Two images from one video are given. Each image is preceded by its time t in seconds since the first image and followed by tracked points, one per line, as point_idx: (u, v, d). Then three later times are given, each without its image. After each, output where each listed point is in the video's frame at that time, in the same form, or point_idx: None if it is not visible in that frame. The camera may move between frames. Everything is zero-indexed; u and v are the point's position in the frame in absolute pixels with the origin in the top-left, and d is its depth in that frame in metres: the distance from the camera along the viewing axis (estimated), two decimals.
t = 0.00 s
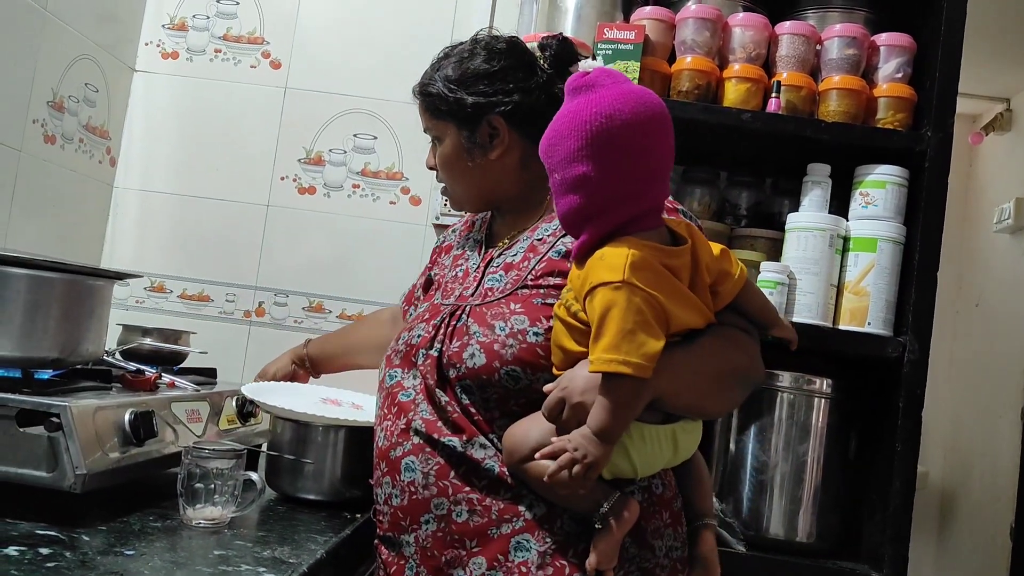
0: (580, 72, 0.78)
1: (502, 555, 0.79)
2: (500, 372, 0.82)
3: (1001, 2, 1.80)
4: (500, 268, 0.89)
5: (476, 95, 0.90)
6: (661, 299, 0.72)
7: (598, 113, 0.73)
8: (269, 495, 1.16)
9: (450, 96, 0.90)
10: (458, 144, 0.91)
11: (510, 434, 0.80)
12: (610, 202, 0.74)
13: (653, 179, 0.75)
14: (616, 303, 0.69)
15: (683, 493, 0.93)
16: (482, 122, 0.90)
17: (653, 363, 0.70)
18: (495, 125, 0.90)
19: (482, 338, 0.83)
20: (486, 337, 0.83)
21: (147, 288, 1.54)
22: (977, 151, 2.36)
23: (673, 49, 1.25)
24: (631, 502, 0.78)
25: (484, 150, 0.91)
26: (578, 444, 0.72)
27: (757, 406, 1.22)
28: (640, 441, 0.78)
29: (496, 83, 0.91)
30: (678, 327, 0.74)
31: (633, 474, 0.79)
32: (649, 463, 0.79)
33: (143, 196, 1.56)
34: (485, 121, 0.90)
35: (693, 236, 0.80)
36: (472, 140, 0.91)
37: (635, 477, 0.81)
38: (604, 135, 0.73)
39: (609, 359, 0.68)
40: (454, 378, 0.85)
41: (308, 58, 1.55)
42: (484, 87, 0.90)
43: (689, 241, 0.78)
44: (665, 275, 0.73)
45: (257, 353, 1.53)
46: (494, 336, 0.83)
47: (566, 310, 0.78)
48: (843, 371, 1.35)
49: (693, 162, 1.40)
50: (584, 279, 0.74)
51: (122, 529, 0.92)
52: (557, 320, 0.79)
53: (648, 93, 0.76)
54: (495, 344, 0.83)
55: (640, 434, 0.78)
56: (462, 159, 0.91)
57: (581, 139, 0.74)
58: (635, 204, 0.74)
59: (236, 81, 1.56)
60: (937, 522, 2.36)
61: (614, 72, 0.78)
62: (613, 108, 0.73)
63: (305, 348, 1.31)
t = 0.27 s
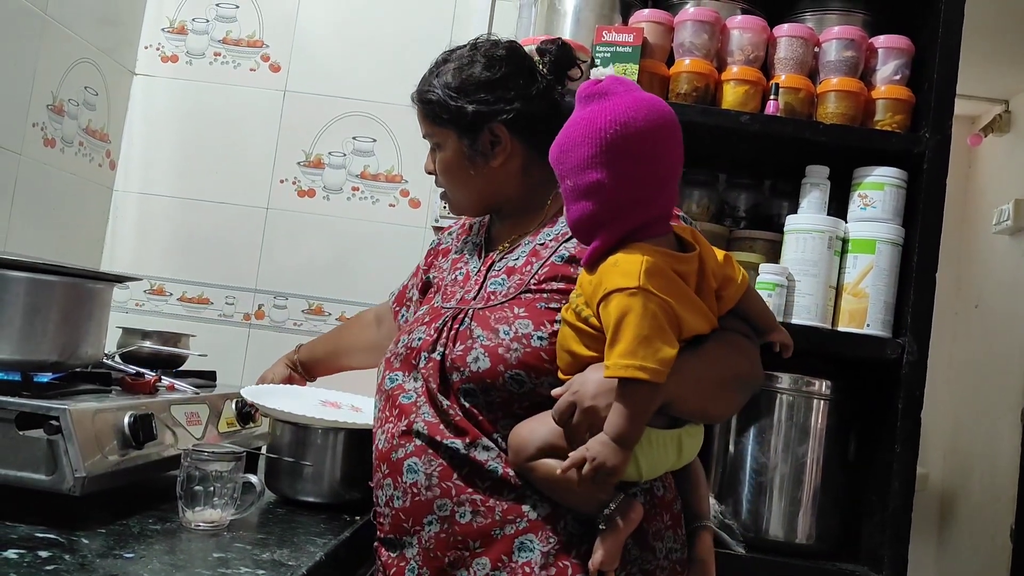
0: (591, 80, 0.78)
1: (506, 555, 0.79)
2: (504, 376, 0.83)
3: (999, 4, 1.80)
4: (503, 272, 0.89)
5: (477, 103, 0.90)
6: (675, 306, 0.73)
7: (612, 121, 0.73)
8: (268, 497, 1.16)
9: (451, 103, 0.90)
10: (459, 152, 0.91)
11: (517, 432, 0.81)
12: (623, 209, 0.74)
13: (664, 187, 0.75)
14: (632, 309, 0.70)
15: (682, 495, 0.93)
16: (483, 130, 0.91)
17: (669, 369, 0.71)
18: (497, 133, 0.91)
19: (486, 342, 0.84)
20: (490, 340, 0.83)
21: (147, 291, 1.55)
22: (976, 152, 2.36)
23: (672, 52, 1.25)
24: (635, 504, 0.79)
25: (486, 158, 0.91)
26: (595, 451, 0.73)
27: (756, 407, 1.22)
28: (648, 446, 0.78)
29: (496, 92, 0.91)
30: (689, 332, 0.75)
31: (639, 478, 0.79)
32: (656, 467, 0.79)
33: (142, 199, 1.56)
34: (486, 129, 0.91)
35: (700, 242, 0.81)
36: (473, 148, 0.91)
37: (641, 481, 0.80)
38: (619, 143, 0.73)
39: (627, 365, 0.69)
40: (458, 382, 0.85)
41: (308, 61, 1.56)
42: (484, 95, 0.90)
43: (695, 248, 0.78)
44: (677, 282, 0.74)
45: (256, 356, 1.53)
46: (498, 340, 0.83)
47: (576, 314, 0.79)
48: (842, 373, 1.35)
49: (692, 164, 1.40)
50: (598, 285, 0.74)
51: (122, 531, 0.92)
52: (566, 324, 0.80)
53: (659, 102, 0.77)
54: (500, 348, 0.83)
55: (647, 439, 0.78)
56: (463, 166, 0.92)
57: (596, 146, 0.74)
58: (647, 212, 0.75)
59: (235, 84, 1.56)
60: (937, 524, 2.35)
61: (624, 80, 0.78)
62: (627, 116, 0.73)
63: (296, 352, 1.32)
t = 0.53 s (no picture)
0: (597, 81, 0.78)
1: (506, 553, 0.79)
2: (506, 374, 0.83)
3: (995, 3, 1.80)
4: (503, 272, 0.89)
5: (476, 104, 0.90)
6: (683, 305, 0.73)
7: (619, 122, 0.73)
8: (265, 498, 1.16)
9: (450, 104, 0.89)
10: (459, 153, 0.91)
11: (518, 431, 0.81)
12: (629, 211, 0.74)
13: (669, 188, 0.76)
14: (643, 308, 0.70)
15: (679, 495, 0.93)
16: (482, 132, 0.91)
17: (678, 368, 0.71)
18: (496, 135, 0.91)
19: (487, 341, 0.83)
20: (491, 339, 0.83)
21: (143, 292, 1.54)
22: (973, 152, 2.36)
23: (668, 52, 1.25)
24: (636, 503, 0.79)
25: (485, 159, 0.91)
26: (597, 442, 0.73)
27: (754, 406, 1.22)
28: (650, 444, 0.78)
29: (496, 93, 0.91)
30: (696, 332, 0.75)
31: (640, 476, 0.79)
32: (658, 467, 0.79)
33: (139, 201, 1.56)
34: (486, 131, 0.90)
35: (700, 244, 0.81)
36: (473, 149, 0.91)
37: (642, 480, 0.80)
38: (626, 145, 0.73)
39: (639, 364, 0.69)
40: (459, 381, 0.85)
41: (304, 62, 1.56)
42: (484, 97, 0.90)
43: (698, 250, 0.79)
44: (684, 282, 0.74)
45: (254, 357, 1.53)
46: (500, 339, 0.83)
47: (581, 313, 0.78)
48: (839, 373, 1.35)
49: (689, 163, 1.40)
50: (605, 284, 0.74)
51: (119, 533, 0.92)
52: (569, 323, 0.80)
53: (665, 104, 0.77)
54: (501, 347, 0.83)
55: (649, 437, 0.78)
56: (463, 168, 0.92)
57: (603, 148, 0.74)
58: (653, 213, 0.75)
59: (232, 85, 1.56)
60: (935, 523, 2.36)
61: (630, 81, 0.78)
62: (634, 119, 0.73)
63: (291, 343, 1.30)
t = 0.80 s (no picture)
0: (596, 83, 0.78)
1: (501, 553, 0.79)
2: (501, 375, 0.83)
3: (991, 6, 1.81)
4: (500, 274, 0.90)
5: (480, 107, 0.90)
6: (674, 305, 0.73)
7: (618, 124, 0.74)
8: (264, 502, 1.17)
9: (453, 107, 0.90)
10: (462, 156, 0.91)
11: (513, 431, 0.81)
12: (627, 211, 0.74)
13: (667, 190, 0.76)
14: (632, 307, 0.70)
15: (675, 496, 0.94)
16: (486, 134, 0.91)
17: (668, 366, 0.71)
18: (499, 137, 0.91)
19: (483, 342, 0.84)
20: (487, 340, 0.84)
21: (142, 296, 1.55)
22: (970, 153, 2.37)
23: (664, 55, 1.25)
24: (631, 502, 0.79)
25: (488, 162, 0.92)
26: (588, 440, 0.73)
27: (750, 408, 1.22)
28: (643, 444, 0.78)
29: (499, 97, 0.91)
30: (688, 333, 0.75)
31: (633, 476, 0.79)
32: (651, 467, 0.79)
33: (138, 205, 1.56)
34: (488, 133, 0.91)
35: (696, 246, 0.81)
36: (476, 152, 0.91)
37: (636, 480, 0.81)
38: (624, 147, 0.73)
39: (628, 362, 0.69)
40: (455, 382, 0.85)
41: (302, 66, 1.56)
42: (487, 100, 0.90)
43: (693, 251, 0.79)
44: (676, 282, 0.74)
45: (252, 360, 1.53)
46: (496, 340, 0.83)
47: (574, 313, 0.79)
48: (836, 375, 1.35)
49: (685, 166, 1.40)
50: (597, 284, 0.75)
51: (118, 536, 0.93)
52: (563, 323, 0.81)
53: (663, 107, 0.77)
54: (497, 348, 0.83)
55: (642, 437, 0.78)
56: (465, 170, 0.92)
57: (601, 149, 0.74)
58: (651, 214, 0.75)
59: (230, 89, 1.57)
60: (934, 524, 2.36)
61: (630, 83, 0.79)
62: (632, 121, 0.74)
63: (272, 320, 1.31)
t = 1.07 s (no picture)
0: (588, 86, 0.78)
1: (505, 554, 0.79)
2: (504, 377, 0.83)
3: (991, 8, 1.81)
4: (501, 277, 0.90)
5: (483, 109, 0.90)
6: (668, 305, 0.73)
7: (610, 127, 0.74)
8: (267, 504, 1.17)
9: (457, 110, 0.90)
10: (466, 158, 0.92)
11: (514, 433, 0.81)
12: (620, 213, 0.75)
13: (660, 191, 0.76)
14: (625, 308, 0.70)
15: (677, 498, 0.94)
16: (489, 137, 0.91)
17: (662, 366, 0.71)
18: (502, 140, 0.91)
19: (485, 344, 0.84)
20: (489, 343, 0.84)
21: (145, 299, 1.55)
22: (971, 155, 2.37)
23: (665, 57, 1.25)
24: (631, 502, 0.79)
25: (491, 164, 0.92)
26: (583, 439, 0.73)
27: (752, 410, 1.23)
28: (642, 443, 0.79)
29: (503, 100, 0.91)
30: (684, 332, 0.75)
31: (633, 475, 0.79)
32: (651, 466, 0.79)
33: (140, 208, 1.57)
34: (492, 136, 0.91)
35: (692, 247, 0.81)
36: (479, 154, 0.91)
37: (637, 480, 0.81)
38: (616, 150, 0.74)
39: (621, 362, 0.69)
40: (458, 384, 0.85)
41: (304, 69, 1.56)
42: (491, 103, 0.91)
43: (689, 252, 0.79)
44: (670, 282, 0.74)
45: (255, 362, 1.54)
46: (498, 343, 0.84)
47: (571, 315, 0.79)
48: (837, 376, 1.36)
49: (687, 168, 1.41)
50: (592, 285, 0.75)
51: (121, 539, 0.93)
52: (561, 324, 0.81)
53: (656, 108, 0.77)
54: (498, 350, 0.83)
55: (641, 437, 0.78)
56: (469, 172, 0.92)
57: (594, 152, 0.74)
58: (644, 216, 0.75)
59: (232, 92, 1.57)
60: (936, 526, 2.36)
61: (622, 86, 0.79)
62: (624, 124, 0.74)
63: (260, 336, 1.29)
